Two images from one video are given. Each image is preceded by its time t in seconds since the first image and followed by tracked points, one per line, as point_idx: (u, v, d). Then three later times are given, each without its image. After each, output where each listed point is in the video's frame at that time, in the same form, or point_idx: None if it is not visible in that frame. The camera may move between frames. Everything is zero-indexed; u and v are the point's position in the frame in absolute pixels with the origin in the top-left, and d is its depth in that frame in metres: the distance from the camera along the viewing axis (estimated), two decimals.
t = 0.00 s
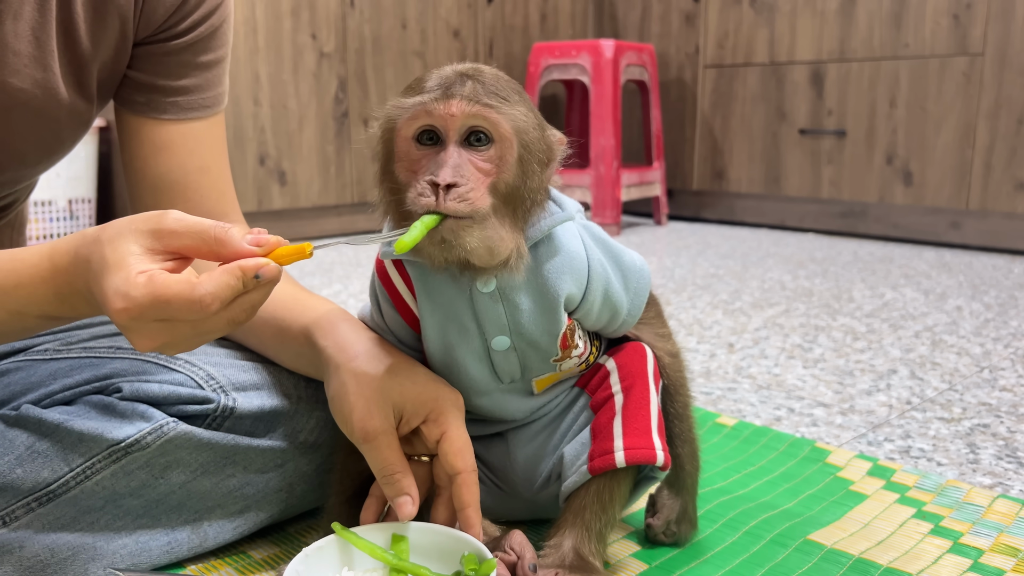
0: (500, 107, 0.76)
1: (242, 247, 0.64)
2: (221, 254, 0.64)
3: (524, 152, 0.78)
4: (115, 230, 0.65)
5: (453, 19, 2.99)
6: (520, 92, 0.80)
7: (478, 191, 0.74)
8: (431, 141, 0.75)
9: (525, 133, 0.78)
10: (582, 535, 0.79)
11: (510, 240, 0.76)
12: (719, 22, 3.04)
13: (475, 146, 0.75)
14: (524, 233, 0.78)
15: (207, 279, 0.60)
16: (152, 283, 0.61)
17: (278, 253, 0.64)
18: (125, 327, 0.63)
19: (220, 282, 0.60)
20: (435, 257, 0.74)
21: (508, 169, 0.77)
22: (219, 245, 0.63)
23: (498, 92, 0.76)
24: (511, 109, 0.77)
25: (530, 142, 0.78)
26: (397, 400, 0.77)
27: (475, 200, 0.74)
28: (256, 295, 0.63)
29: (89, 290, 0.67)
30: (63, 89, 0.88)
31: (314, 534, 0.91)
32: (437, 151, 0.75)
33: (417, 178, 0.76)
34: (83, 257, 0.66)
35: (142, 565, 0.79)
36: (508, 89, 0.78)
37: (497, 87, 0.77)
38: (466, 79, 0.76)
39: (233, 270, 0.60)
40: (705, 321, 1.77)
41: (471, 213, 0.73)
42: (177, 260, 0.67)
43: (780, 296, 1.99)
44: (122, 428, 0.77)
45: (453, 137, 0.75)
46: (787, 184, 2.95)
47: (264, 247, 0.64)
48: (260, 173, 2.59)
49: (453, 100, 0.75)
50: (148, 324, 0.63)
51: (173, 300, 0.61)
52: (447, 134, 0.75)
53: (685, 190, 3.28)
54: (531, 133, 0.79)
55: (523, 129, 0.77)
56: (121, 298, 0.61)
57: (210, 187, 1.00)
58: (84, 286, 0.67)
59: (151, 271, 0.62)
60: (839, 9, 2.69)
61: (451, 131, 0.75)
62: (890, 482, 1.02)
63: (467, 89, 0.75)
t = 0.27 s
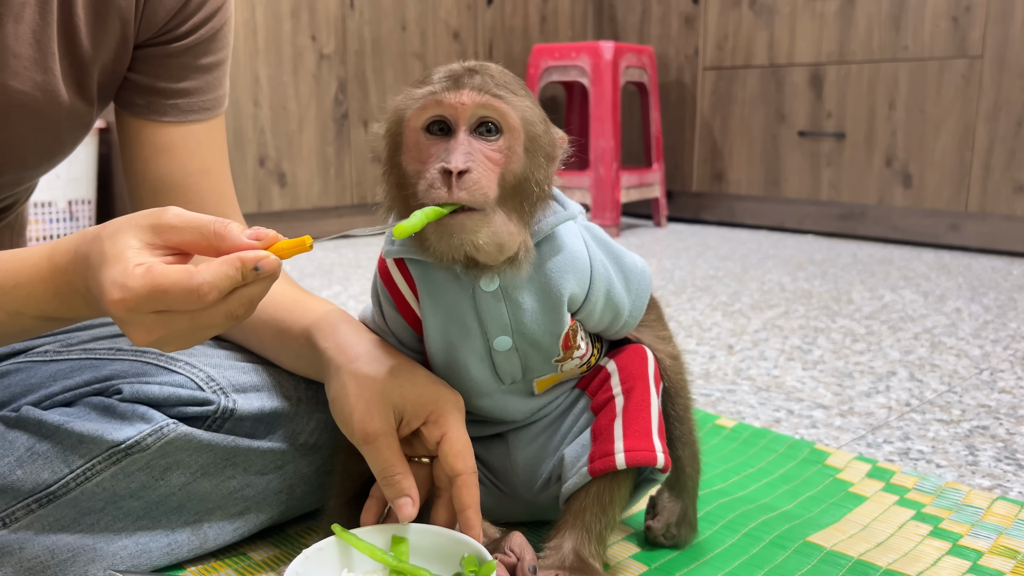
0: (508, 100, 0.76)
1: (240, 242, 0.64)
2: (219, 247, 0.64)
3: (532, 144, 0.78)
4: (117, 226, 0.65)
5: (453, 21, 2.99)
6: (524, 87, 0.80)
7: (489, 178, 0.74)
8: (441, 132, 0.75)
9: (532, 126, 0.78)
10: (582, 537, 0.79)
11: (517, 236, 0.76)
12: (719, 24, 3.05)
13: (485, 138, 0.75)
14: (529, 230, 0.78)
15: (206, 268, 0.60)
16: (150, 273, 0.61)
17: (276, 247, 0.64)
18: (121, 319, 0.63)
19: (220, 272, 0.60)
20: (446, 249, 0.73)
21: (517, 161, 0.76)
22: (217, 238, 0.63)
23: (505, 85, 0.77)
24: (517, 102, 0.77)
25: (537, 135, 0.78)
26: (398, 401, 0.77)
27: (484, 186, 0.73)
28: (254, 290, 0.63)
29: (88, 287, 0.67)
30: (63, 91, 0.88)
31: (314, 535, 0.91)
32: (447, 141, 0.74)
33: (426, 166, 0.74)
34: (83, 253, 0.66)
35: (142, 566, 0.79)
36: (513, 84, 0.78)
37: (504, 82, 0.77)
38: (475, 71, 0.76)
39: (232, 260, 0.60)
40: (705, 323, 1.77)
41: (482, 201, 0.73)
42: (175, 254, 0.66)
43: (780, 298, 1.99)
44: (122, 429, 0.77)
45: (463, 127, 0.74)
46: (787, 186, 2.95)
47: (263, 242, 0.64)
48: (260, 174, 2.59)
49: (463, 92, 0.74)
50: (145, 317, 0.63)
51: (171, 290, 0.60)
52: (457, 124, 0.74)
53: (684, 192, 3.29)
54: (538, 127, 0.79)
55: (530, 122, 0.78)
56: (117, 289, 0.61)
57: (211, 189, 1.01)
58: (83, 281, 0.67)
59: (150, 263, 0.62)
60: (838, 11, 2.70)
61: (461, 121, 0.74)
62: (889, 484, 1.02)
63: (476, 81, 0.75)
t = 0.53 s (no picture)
0: (509, 99, 0.76)
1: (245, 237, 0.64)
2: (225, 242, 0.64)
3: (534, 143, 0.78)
4: (121, 224, 0.66)
5: (453, 22, 2.99)
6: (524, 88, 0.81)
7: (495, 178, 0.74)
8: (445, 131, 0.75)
9: (533, 125, 0.78)
10: (583, 537, 0.79)
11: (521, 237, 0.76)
12: (719, 25, 3.05)
13: (489, 137, 0.75)
14: (532, 231, 0.78)
15: (212, 263, 0.60)
16: (155, 268, 0.61)
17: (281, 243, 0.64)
18: (125, 314, 0.63)
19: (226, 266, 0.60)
20: (451, 249, 0.74)
21: (520, 160, 0.77)
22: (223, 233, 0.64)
23: (506, 86, 0.77)
24: (518, 101, 0.78)
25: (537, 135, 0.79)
26: (400, 402, 0.77)
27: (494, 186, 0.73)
28: (259, 284, 0.63)
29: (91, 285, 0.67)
30: (66, 93, 0.88)
31: (316, 536, 0.91)
32: (451, 140, 0.74)
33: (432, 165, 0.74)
34: (87, 251, 0.66)
35: (143, 567, 0.79)
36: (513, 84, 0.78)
37: (505, 81, 0.77)
38: (477, 71, 0.76)
39: (238, 255, 0.60)
40: (705, 324, 1.77)
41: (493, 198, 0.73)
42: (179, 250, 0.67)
43: (780, 300, 1.99)
44: (124, 430, 0.77)
45: (466, 126, 0.74)
46: (786, 187, 2.95)
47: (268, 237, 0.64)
48: (261, 176, 2.60)
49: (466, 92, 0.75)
50: (149, 311, 0.63)
51: (177, 284, 0.61)
52: (460, 123, 0.74)
53: (684, 193, 3.29)
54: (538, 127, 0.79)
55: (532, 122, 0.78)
56: (122, 284, 0.61)
57: (213, 190, 1.01)
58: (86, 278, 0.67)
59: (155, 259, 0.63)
60: (838, 13, 2.70)
61: (465, 121, 0.74)
62: (890, 485, 1.03)
63: (478, 81, 0.75)
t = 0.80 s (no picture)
0: (501, 98, 0.76)
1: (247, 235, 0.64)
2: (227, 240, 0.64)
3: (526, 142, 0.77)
4: (124, 222, 0.66)
5: (454, 23, 3.00)
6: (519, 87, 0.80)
7: (487, 175, 0.73)
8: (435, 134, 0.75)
9: (525, 124, 0.77)
10: (583, 540, 0.79)
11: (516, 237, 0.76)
12: (719, 27, 3.05)
13: (479, 138, 0.75)
14: (527, 232, 0.78)
15: (216, 259, 0.60)
16: (157, 263, 0.61)
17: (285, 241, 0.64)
18: (127, 310, 0.63)
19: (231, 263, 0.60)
20: (444, 245, 0.74)
21: (511, 159, 0.76)
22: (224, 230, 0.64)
23: (498, 84, 0.76)
24: (510, 100, 0.77)
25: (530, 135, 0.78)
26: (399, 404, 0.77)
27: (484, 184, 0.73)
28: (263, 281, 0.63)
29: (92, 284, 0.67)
30: (67, 94, 0.88)
31: (316, 538, 0.91)
32: (441, 142, 0.74)
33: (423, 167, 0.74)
34: (90, 250, 0.66)
35: (143, 568, 0.79)
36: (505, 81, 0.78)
37: (497, 80, 0.77)
38: (467, 70, 0.76)
39: (243, 252, 0.60)
40: (705, 326, 1.77)
41: (484, 189, 0.73)
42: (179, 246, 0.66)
43: (780, 301, 1.99)
44: (124, 431, 0.77)
45: (455, 126, 0.74)
46: (787, 188, 2.95)
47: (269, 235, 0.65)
48: (260, 176, 2.59)
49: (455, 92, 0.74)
50: (150, 308, 0.63)
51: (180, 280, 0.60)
52: (450, 125, 0.74)
53: (684, 194, 3.29)
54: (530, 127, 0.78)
55: (524, 121, 0.77)
56: (124, 279, 0.61)
57: (213, 192, 1.01)
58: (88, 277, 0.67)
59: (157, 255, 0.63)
60: (838, 15, 2.70)
61: (455, 121, 0.74)
62: (890, 487, 1.02)
63: (468, 81, 0.75)
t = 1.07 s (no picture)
0: (488, 102, 0.76)
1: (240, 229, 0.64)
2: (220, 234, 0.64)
3: (514, 148, 0.77)
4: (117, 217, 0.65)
5: (454, 24, 2.99)
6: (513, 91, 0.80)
7: (466, 181, 0.73)
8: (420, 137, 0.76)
9: (514, 129, 0.77)
10: (583, 541, 0.79)
11: (505, 247, 0.76)
12: (719, 27, 3.05)
13: (462, 142, 0.75)
14: (522, 236, 0.79)
15: (209, 251, 0.61)
16: (150, 253, 0.61)
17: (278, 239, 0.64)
18: (116, 302, 0.63)
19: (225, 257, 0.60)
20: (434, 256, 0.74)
21: (498, 165, 0.76)
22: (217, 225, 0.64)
23: (487, 89, 0.77)
24: (499, 104, 0.77)
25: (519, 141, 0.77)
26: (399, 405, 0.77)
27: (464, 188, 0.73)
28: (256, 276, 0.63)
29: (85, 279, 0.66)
30: (67, 95, 0.88)
31: (315, 539, 0.91)
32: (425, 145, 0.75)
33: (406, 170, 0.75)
34: (84, 246, 0.66)
35: (141, 569, 0.79)
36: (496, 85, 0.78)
37: (486, 84, 0.77)
38: (455, 75, 0.76)
39: (236, 246, 0.61)
40: (705, 327, 1.77)
41: (462, 202, 0.73)
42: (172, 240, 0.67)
43: (780, 302, 1.99)
44: (122, 432, 0.77)
45: (439, 130, 0.75)
46: (787, 189, 2.95)
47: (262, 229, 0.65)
48: (260, 177, 2.59)
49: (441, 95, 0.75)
50: (141, 299, 0.62)
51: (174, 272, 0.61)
52: (434, 129, 0.75)
53: (684, 195, 3.29)
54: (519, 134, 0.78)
55: (513, 127, 0.77)
56: (115, 268, 0.61)
57: (213, 193, 1.01)
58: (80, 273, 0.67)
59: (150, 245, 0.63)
60: (839, 15, 2.70)
61: (439, 125, 0.75)
62: (890, 488, 1.02)
63: (456, 84, 0.75)
